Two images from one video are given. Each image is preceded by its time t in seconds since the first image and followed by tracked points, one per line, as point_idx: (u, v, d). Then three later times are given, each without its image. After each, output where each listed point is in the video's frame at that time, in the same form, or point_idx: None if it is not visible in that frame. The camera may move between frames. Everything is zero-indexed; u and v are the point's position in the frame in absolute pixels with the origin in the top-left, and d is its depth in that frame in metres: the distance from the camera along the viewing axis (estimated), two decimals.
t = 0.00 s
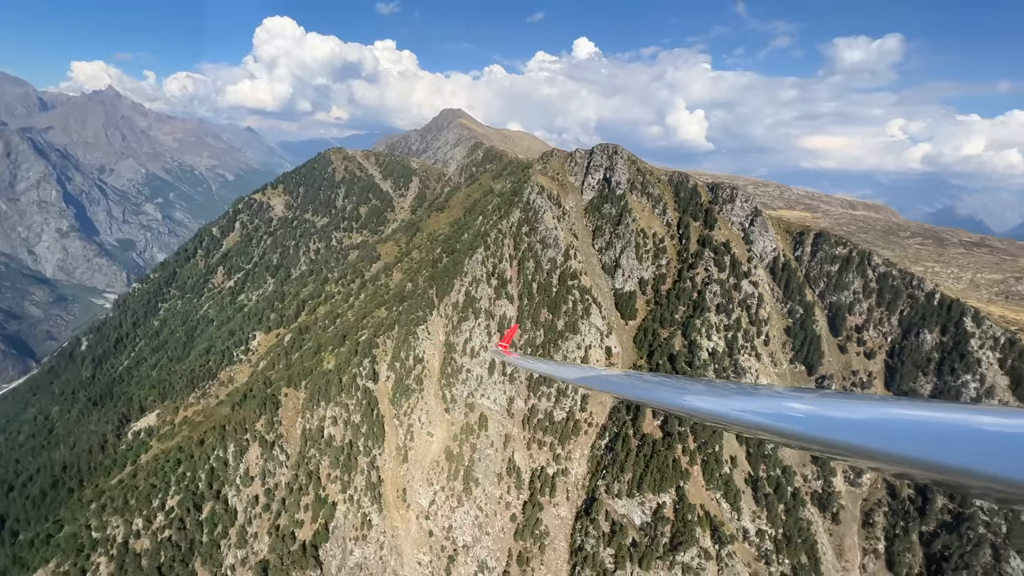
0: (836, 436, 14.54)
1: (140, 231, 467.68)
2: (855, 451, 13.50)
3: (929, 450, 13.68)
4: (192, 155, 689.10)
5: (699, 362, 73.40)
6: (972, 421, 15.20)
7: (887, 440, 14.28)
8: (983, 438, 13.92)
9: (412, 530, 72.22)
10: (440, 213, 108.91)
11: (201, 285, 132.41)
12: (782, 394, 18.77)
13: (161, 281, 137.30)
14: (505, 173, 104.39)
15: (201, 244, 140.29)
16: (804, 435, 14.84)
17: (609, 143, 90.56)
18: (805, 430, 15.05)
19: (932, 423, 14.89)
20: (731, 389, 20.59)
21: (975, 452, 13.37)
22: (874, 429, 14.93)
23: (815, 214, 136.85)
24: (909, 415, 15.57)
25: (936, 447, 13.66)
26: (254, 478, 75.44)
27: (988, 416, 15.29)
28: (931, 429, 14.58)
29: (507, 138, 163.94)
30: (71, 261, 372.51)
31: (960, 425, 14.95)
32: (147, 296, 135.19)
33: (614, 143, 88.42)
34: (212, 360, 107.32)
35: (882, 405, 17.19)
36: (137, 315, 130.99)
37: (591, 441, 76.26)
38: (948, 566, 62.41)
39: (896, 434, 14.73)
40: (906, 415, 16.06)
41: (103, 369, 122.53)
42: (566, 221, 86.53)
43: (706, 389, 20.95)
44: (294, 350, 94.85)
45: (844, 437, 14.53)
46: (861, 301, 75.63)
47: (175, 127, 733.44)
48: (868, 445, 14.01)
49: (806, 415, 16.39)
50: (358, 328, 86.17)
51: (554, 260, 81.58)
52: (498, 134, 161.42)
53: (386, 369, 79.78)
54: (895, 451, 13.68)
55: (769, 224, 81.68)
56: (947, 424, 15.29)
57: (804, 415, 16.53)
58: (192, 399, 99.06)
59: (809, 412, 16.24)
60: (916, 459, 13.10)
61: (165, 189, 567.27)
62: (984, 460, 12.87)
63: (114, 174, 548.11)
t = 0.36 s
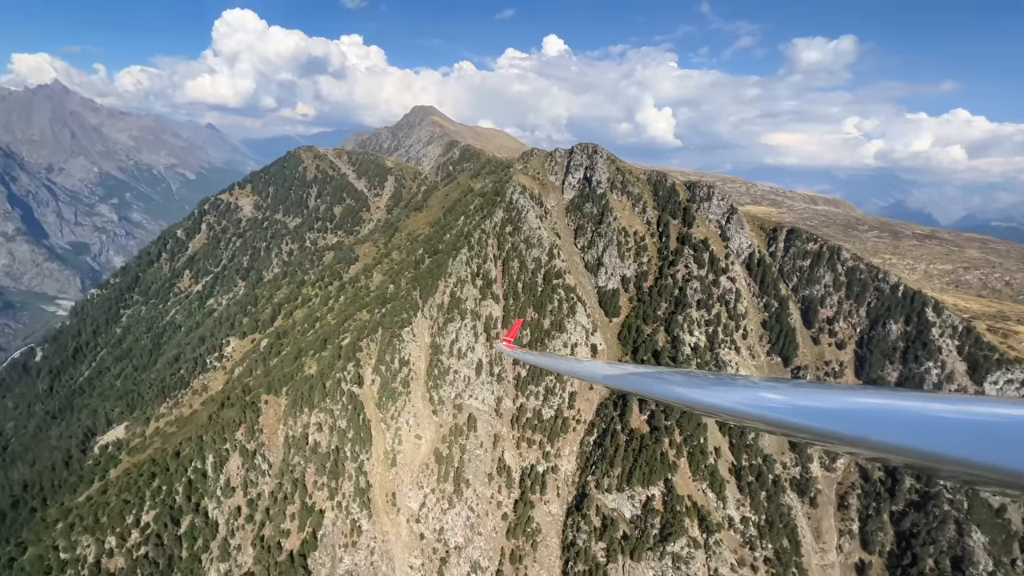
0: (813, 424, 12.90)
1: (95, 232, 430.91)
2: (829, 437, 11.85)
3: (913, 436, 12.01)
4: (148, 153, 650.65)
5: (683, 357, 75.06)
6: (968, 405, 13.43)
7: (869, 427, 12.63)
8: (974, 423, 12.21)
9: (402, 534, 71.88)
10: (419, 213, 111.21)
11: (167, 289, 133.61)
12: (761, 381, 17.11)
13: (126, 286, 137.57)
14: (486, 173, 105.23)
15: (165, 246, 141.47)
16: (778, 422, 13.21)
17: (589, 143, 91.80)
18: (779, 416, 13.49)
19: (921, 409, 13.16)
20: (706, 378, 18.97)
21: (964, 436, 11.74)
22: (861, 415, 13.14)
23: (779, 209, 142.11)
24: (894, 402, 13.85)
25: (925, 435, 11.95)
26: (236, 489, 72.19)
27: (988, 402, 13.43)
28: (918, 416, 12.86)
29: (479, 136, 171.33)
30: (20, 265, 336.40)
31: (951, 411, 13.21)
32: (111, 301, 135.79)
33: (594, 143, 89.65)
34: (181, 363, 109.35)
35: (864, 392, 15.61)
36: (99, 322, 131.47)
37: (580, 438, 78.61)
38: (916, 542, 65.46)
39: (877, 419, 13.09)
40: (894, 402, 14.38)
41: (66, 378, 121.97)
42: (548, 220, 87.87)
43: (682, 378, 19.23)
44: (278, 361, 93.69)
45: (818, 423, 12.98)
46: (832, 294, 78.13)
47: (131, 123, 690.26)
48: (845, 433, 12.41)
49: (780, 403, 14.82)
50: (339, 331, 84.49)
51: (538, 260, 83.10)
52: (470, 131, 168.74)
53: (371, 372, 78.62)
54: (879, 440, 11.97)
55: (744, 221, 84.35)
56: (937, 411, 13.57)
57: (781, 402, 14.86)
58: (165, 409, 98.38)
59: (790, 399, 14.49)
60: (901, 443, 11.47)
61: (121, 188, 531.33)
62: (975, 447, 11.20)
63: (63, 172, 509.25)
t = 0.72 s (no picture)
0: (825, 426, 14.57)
1: (45, 231, 400.63)
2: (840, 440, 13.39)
3: (913, 437, 13.78)
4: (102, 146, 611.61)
5: (668, 350, 76.76)
6: (953, 407, 15.45)
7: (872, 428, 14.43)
8: (963, 423, 14.08)
9: (394, 535, 71.77)
10: (398, 210, 111.45)
11: (131, 292, 128.84)
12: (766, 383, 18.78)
13: (85, 290, 131.89)
14: (467, 171, 105.53)
15: (128, 246, 136.52)
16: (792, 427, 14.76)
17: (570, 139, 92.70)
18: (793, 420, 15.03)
19: (916, 409, 15.05)
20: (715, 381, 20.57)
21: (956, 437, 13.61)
22: (862, 416, 14.91)
23: (749, 202, 146.30)
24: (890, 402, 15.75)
25: (923, 434, 13.74)
26: (219, 497, 69.14)
27: (969, 401, 15.46)
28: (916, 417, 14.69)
29: (453, 131, 175.77)
30: None
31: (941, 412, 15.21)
32: (69, 306, 130.05)
33: (575, 140, 90.73)
34: (150, 368, 105.97)
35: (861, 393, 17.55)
36: (57, 327, 125.63)
37: (569, 432, 80.12)
38: (887, 519, 69.56)
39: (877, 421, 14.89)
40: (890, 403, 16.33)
41: (26, 388, 116.80)
42: (531, 217, 88.95)
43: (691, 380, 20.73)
44: (257, 364, 91.35)
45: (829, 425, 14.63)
46: (806, 286, 81.20)
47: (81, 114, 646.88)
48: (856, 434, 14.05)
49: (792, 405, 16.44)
50: (320, 333, 82.70)
51: (524, 257, 84.32)
52: (444, 127, 174.20)
53: (357, 373, 77.41)
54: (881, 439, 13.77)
55: (722, 217, 86.75)
56: (926, 411, 15.56)
57: (791, 405, 16.53)
58: (137, 417, 94.62)
59: (784, 402, 16.34)
60: (884, 441, 13.42)
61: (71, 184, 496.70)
62: (968, 447, 13.00)
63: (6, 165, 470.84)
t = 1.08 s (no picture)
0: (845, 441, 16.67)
1: None
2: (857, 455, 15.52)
3: (927, 451, 15.83)
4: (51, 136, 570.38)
5: (654, 341, 78.38)
6: (964, 421, 17.74)
7: (888, 442, 16.59)
8: (972, 437, 16.26)
9: (387, 532, 71.70)
10: (377, 205, 111.50)
11: (95, 292, 123.45)
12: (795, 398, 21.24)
13: (44, 291, 125.64)
14: (449, 165, 105.49)
15: (89, 245, 130.26)
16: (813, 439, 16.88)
17: (553, 133, 93.47)
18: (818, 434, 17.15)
19: (927, 427, 17.29)
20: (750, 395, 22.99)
21: (964, 451, 15.73)
22: (862, 431, 17.25)
23: (721, 193, 150.32)
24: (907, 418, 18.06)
25: (934, 449, 15.84)
26: (203, 502, 66.21)
27: (972, 420, 17.65)
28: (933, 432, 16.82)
29: (428, 122, 177.36)
30: None
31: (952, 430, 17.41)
32: (26, 307, 123.57)
33: (558, 134, 91.63)
34: (120, 371, 102.49)
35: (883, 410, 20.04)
36: (15, 331, 119.49)
37: (559, 425, 81.75)
38: (862, 496, 73.39)
39: (897, 438, 17.03)
40: (907, 420, 18.70)
41: None
42: (516, 211, 89.88)
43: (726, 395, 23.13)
44: (238, 366, 89.20)
45: (851, 439, 16.74)
46: (783, 276, 83.84)
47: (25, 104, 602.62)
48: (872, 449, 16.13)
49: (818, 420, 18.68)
50: (304, 332, 78.39)
51: (511, 252, 85.54)
52: (419, 118, 175.77)
53: (344, 372, 75.37)
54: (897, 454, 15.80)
55: (703, 209, 89.01)
56: (936, 430, 17.81)
57: (818, 419, 18.92)
58: (111, 423, 91.14)
59: (795, 418, 18.56)
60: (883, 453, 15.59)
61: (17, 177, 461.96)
62: (978, 461, 14.93)
63: None
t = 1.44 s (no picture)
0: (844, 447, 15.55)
1: None
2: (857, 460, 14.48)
3: (929, 456, 14.73)
4: None
5: (641, 331, 80.01)
6: (954, 427, 16.26)
7: (886, 449, 15.40)
8: (973, 445, 14.94)
9: (382, 528, 70.85)
10: (356, 198, 111.28)
11: (57, 291, 117.61)
12: (787, 399, 20.11)
13: None
14: (431, 157, 106.00)
15: (48, 242, 123.80)
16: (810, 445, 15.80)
17: (536, 126, 94.37)
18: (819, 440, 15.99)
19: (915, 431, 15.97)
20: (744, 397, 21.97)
21: (969, 457, 14.51)
22: (850, 437, 16.13)
23: (695, 182, 153.78)
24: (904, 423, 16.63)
25: (933, 455, 14.66)
26: (189, 505, 62.92)
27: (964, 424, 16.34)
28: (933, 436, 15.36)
29: (402, 110, 176.48)
30: None
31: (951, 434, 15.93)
32: None
33: (542, 127, 92.56)
34: (91, 374, 98.63)
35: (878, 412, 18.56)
36: None
37: (550, 416, 83.09)
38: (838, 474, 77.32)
39: (895, 446, 15.70)
40: (894, 425, 17.31)
41: None
42: (502, 203, 90.17)
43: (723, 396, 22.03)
44: (220, 366, 86.82)
45: (850, 445, 15.65)
46: (762, 265, 86.39)
47: None
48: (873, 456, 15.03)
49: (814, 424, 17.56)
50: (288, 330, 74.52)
51: (498, 245, 86.10)
52: (393, 107, 175.45)
53: (332, 370, 73.04)
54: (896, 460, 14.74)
55: (685, 200, 90.93)
56: (926, 434, 16.46)
57: (817, 422, 17.73)
58: (84, 429, 87.83)
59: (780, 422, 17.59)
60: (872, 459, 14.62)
61: None
62: (981, 469, 13.78)
63: None
